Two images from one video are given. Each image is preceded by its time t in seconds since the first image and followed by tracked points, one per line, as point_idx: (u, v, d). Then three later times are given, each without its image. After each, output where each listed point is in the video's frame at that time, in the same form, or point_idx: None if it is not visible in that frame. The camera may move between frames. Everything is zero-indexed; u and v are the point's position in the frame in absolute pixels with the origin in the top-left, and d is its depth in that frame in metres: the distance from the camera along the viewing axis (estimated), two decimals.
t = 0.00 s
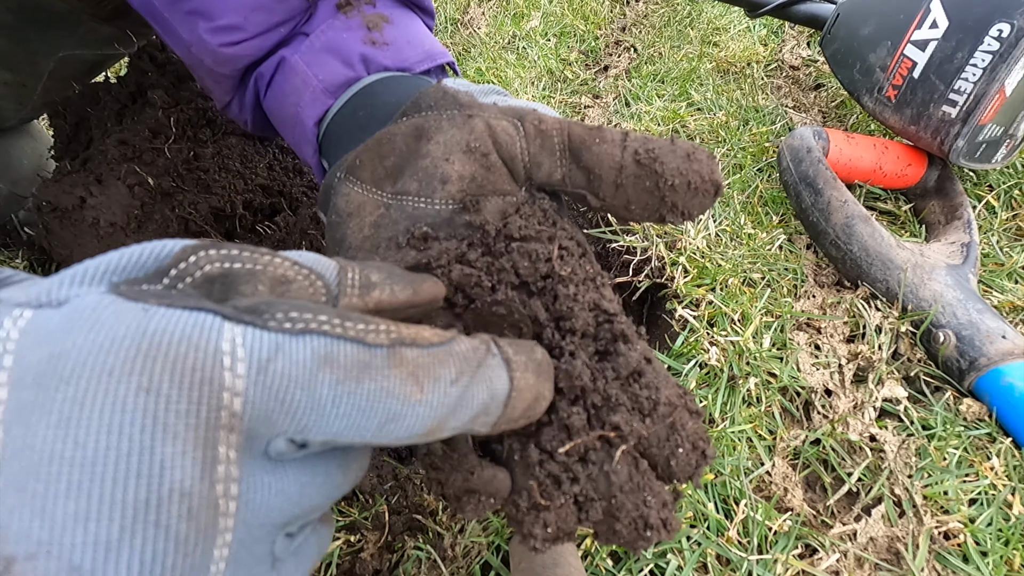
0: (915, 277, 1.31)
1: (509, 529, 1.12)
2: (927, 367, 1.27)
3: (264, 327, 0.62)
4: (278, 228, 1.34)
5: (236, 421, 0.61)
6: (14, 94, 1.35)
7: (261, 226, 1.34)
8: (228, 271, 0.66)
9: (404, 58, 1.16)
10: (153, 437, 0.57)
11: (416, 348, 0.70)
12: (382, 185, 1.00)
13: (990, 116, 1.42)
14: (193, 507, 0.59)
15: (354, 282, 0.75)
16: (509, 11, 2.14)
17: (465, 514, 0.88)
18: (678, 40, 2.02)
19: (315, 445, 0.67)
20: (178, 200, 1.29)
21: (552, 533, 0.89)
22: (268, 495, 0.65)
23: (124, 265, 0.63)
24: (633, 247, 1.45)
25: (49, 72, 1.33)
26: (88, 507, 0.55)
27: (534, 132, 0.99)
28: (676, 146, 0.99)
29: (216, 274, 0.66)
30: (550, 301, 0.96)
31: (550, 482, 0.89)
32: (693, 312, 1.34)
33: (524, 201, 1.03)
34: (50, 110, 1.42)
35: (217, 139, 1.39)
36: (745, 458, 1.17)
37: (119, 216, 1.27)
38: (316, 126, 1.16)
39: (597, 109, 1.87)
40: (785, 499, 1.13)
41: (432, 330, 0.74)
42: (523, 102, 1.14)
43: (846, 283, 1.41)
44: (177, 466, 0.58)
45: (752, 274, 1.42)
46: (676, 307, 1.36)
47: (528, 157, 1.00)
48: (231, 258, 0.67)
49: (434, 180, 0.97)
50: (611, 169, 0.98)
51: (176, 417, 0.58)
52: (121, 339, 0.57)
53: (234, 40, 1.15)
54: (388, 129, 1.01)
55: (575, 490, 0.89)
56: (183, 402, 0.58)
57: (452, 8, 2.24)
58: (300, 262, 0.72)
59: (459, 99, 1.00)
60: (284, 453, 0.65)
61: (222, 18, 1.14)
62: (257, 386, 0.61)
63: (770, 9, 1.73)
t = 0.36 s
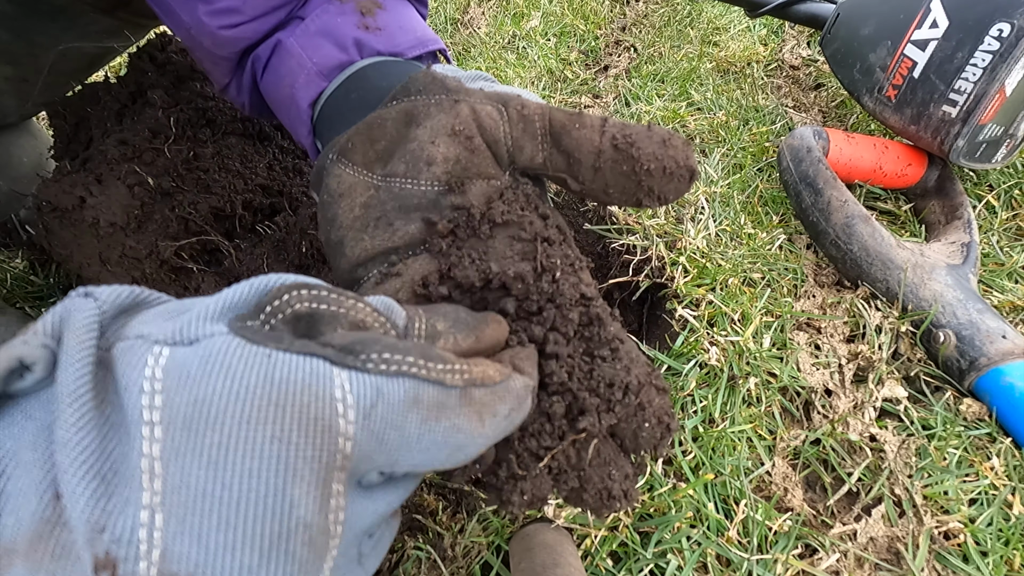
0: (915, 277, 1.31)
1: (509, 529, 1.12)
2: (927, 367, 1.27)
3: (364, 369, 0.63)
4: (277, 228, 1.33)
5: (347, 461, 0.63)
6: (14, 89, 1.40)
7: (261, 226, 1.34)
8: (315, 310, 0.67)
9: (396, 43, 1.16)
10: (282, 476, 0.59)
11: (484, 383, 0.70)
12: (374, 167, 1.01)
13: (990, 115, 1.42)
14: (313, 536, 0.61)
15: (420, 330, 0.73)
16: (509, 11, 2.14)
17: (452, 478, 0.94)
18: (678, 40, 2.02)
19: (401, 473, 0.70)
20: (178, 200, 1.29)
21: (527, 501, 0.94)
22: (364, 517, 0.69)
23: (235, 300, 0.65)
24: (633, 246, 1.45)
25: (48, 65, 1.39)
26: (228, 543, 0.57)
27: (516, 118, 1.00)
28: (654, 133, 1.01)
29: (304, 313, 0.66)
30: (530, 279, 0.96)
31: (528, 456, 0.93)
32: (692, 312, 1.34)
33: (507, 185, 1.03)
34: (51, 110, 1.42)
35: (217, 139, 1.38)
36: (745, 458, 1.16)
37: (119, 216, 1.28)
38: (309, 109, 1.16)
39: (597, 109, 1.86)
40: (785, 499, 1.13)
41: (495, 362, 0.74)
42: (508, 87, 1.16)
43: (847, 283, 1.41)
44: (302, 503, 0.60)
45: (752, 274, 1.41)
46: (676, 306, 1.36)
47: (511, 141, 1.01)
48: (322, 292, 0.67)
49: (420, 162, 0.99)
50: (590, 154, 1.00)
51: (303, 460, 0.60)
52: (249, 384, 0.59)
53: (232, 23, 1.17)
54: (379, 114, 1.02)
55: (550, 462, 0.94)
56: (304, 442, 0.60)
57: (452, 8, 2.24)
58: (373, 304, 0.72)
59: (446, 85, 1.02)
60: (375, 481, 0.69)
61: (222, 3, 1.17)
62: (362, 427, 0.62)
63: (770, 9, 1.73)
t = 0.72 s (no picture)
0: (915, 277, 1.31)
1: (509, 529, 1.12)
2: (927, 367, 1.27)
3: (246, 415, 0.64)
4: (278, 228, 1.33)
5: (211, 518, 0.62)
6: (15, 87, 1.40)
7: (261, 226, 1.34)
8: (234, 327, 0.71)
9: (402, 45, 1.16)
10: (130, 527, 0.59)
11: (402, 433, 0.70)
12: (379, 160, 1.02)
13: (990, 115, 1.42)
14: None
15: (353, 361, 0.77)
16: (509, 11, 2.14)
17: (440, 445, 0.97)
18: (678, 40, 2.02)
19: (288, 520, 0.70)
20: (178, 200, 1.29)
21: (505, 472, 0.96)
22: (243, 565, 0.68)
23: (131, 318, 0.67)
24: (633, 246, 1.45)
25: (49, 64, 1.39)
26: None
27: (517, 117, 1.01)
28: (648, 132, 1.01)
29: (221, 330, 0.70)
30: (522, 263, 1.00)
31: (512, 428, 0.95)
32: (693, 311, 1.34)
33: (508, 181, 1.05)
34: (51, 110, 1.42)
35: (217, 139, 1.37)
36: (745, 458, 1.16)
37: (119, 216, 1.28)
38: (317, 108, 1.16)
39: (597, 109, 1.86)
40: (785, 499, 1.13)
41: (428, 405, 0.74)
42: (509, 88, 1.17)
43: (846, 283, 1.41)
44: (147, 562, 0.60)
45: (752, 274, 1.41)
46: (676, 306, 1.36)
47: (511, 139, 1.02)
48: (238, 317, 0.71)
49: (425, 157, 0.99)
50: (587, 153, 1.00)
51: (153, 515, 0.60)
52: (109, 427, 0.60)
53: (244, 26, 1.17)
54: (384, 109, 1.02)
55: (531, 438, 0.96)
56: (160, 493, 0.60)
57: (452, 8, 2.24)
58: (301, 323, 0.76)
59: (451, 84, 1.03)
60: (255, 528, 0.69)
61: (234, 5, 1.16)
62: (235, 479, 0.63)
63: (770, 9, 1.73)
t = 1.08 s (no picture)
0: (915, 277, 1.31)
1: (510, 529, 1.12)
2: (927, 367, 1.27)
3: (87, 364, 0.61)
4: (278, 228, 1.33)
5: (35, 474, 0.57)
6: (15, 87, 1.40)
7: (261, 226, 1.34)
8: (103, 293, 0.69)
9: (401, 47, 1.16)
10: None
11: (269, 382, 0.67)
12: (374, 162, 1.04)
13: (990, 115, 1.42)
14: None
15: (246, 307, 0.78)
16: (509, 11, 2.14)
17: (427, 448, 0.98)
18: (678, 40, 2.02)
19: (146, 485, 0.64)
20: (178, 200, 1.29)
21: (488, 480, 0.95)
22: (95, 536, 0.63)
23: None
24: (633, 246, 1.45)
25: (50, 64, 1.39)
26: None
27: (511, 119, 1.01)
28: (643, 133, 0.98)
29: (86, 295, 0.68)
30: (513, 266, 1.02)
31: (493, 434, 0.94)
32: (692, 312, 1.34)
33: (502, 184, 1.06)
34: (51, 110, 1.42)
35: (217, 139, 1.38)
36: (745, 458, 1.16)
37: (119, 216, 1.28)
38: (317, 110, 1.17)
39: (597, 109, 1.86)
40: (785, 499, 1.13)
41: (303, 353, 0.72)
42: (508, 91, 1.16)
43: (846, 283, 1.41)
44: None
45: (752, 274, 1.41)
46: (676, 306, 1.35)
47: (505, 141, 1.02)
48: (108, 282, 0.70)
49: (419, 159, 1.02)
50: (580, 155, 0.98)
51: None
52: None
53: (245, 29, 1.16)
54: (380, 112, 1.04)
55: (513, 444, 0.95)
56: None
57: (452, 8, 2.24)
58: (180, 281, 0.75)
59: (447, 86, 1.05)
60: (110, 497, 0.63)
61: (235, 8, 1.16)
62: (69, 434, 0.58)
63: (770, 9, 1.73)
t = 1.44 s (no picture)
0: (915, 277, 1.31)
1: (510, 529, 1.12)
2: (927, 367, 1.27)
3: (257, 332, 0.67)
4: (278, 228, 1.33)
5: (216, 420, 0.64)
6: (15, 86, 1.40)
7: (261, 226, 1.34)
8: (235, 289, 0.72)
9: (393, 42, 1.16)
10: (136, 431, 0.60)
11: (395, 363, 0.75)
12: (356, 157, 1.06)
13: (990, 115, 1.42)
14: (171, 497, 0.62)
15: (347, 308, 0.80)
16: (509, 11, 2.14)
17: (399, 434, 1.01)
18: (678, 40, 2.02)
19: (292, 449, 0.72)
20: (178, 200, 1.29)
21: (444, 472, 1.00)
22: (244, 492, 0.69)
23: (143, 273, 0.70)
24: (633, 246, 1.45)
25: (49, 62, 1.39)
26: (70, 495, 0.58)
27: (485, 114, 1.00)
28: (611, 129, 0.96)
29: (225, 290, 0.71)
30: (479, 262, 1.02)
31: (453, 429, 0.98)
32: (692, 312, 1.34)
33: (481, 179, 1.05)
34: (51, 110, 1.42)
35: (217, 139, 1.38)
36: (745, 458, 1.16)
37: (119, 216, 1.28)
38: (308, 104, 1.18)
39: (597, 109, 1.86)
40: (785, 499, 1.13)
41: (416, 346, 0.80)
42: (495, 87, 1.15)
43: (846, 283, 1.41)
44: (156, 454, 0.61)
45: (752, 274, 1.41)
46: (676, 306, 1.35)
47: (479, 136, 1.02)
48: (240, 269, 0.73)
49: (395, 154, 1.02)
50: (552, 150, 0.98)
51: (160, 408, 0.61)
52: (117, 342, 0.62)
53: (239, 27, 1.17)
54: (364, 108, 1.06)
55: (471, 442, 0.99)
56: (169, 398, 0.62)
57: (452, 8, 2.23)
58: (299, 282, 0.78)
59: (429, 81, 1.04)
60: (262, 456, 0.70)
61: (229, 6, 1.16)
62: (239, 391, 0.65)
63: (770, 9, 1.73)
